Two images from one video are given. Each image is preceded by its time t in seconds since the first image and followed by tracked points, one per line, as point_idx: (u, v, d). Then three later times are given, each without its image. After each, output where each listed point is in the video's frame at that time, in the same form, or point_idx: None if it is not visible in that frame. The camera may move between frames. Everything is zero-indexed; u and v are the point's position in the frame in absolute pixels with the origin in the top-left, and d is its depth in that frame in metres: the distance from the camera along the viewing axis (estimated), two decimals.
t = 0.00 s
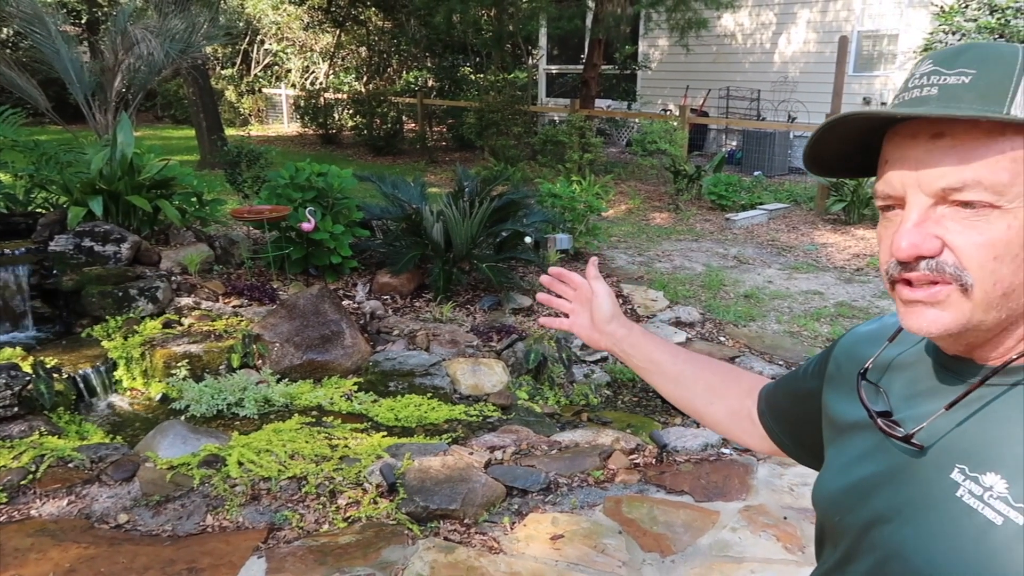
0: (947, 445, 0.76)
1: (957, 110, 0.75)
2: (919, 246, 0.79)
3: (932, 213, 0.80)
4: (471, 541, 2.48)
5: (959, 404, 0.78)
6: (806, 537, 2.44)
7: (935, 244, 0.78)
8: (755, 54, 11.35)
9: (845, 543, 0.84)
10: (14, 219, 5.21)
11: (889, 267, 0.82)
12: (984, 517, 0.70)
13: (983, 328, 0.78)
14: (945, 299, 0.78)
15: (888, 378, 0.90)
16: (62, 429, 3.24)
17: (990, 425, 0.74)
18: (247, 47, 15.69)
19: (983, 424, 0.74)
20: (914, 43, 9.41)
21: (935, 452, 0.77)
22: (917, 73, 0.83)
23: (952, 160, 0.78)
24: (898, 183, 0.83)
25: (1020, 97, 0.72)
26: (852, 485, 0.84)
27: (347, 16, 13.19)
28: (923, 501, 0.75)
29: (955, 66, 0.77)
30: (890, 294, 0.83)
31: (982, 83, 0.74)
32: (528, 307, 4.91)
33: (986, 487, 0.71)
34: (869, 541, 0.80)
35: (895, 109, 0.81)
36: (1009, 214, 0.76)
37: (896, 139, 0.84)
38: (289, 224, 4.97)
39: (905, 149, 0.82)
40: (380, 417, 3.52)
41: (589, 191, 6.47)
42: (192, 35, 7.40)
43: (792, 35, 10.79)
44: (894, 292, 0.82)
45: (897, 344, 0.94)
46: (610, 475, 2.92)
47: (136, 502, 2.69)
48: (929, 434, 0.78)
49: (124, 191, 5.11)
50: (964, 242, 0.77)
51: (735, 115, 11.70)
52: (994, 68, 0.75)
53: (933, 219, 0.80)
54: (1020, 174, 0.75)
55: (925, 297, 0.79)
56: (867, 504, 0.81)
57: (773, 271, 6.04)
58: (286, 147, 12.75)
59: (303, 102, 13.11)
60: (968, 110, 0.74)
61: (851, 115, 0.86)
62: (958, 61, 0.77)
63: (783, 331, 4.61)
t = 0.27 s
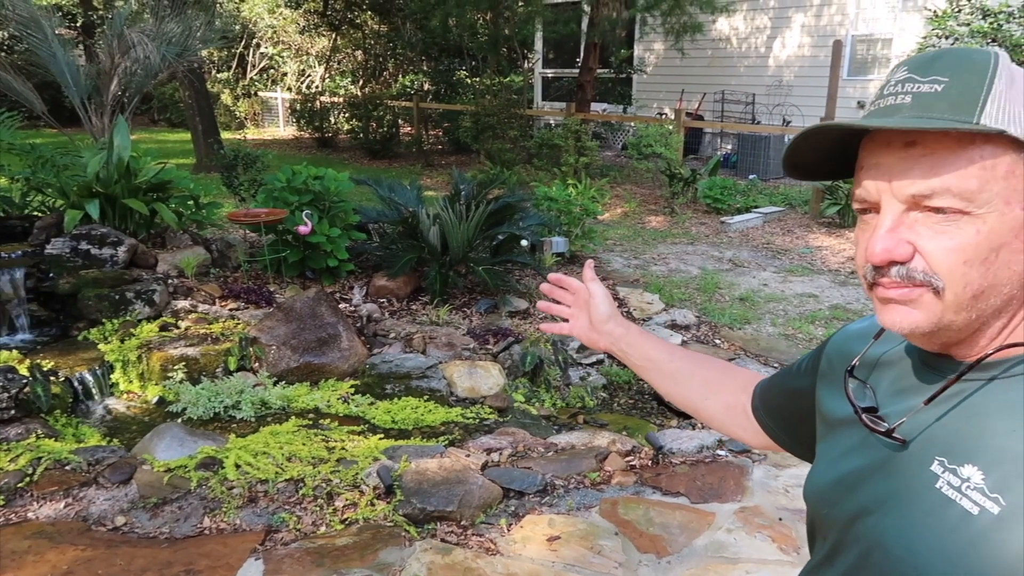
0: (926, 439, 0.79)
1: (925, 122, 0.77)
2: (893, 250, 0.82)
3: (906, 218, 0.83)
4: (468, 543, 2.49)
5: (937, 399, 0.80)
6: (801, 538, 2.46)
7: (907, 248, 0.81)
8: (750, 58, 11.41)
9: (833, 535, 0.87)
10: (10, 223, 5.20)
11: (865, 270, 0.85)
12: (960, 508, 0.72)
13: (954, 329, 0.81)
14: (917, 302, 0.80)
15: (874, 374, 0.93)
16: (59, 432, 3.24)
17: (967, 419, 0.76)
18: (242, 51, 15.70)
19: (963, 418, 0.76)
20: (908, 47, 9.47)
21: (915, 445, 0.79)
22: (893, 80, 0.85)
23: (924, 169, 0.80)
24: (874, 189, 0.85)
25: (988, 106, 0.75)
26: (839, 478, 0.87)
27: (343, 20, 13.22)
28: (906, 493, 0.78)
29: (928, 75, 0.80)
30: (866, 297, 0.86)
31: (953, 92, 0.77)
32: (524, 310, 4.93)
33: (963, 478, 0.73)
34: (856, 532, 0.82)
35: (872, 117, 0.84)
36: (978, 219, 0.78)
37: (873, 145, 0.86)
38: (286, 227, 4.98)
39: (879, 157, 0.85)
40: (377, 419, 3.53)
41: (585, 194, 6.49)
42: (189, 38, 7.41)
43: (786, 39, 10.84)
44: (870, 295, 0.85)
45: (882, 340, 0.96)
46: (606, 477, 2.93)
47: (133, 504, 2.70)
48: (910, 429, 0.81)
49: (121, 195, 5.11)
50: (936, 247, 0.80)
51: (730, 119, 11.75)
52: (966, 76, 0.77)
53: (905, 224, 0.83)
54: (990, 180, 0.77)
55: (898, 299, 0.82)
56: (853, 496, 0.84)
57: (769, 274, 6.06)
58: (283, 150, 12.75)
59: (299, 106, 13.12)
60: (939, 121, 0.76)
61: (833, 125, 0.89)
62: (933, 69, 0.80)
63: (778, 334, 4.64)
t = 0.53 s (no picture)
0: (914, 436, 0.83)
1: (904, 131, 0.81)
2: (876, 255, 0.86)
3: (890, 224, 0.87)
4: (467, 542, 2.50)
5: (924, 396, 0.84)
6: (798, 536, 2.47)
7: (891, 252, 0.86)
8: (747, 60, 11.44)
9: (830, 527, 0.91)
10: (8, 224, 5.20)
11: (852, 273, 0.90)
12: (947, 502, 0.77)
13: (937, 328, 0.85)
14: (903, 304, 0.85)
15: (863, 372, 0.97)
16: (58, 433, 3.24)
17: (953, 416, 0.80)
18: (239, 52, 15.69)
19: (950, 416, 0.80)
20: (903, 49, 9.51)
21: (904, 443, 0.84)
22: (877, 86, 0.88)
23: (907, 175, 0.84)
24: (858, 197, 0.89)
25: (968, 113, 0.79)
26: (833, 474, 0.91)
27: (340, 22, 13.21)
28: (896, 489, 0.82)
29: (911, 81, 0.83)
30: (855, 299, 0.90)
31: (933, 100, 0.80)
32: (522, 311, 4.94)
33: (950, 472, 0.78)
34: (851, 526, 0.87)
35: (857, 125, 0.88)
36: (959, 224, 0.82)
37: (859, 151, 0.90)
38: (284, 228, 4.99)
39: (863, 163, 0.88)
40: (376, 420, 3.53)
41: (582, 195, 6.50)
42: (186, 40, 7.40)
43: (783, 41, 10.87)
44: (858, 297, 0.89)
45: (872, 338, 1.00)
46: (605, 476, 2.95)
47: (133, 505, 2.70)
48: (898, 426, 0.85)
49: (119, 196, 5.12)
50: (918, 251, 0.84)
51: (726, 121, 11.77)
52: (949, 82, 0.80)
53: (888, 229, 0.87)
54: (968, 186, 0.81)
55: (884, 301, 0.86)
56: (847, 492, 0.88)
57: (765, 275, 6.08)
58: (280, 152, 12.75)
59: (296, 107, 13.11)
60: (919, 129, 0.80)
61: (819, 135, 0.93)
62: (916, 75, 0.83)
63: (774, 334, 4.65)
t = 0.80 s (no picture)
0: (918, 426, 0.81)
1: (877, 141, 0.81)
2: (847, 242, 0.86)
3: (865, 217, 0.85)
4: (499, 542, 2.53)
5: (928, 389, 0.82)
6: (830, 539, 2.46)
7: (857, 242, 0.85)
8: (778, 60, 11.33)
9: (832, 513, 0.89)
10: (53, 230, 5.37)
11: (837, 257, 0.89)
12: (941, 493, 0.74)
13: (902, 329, 0.83)
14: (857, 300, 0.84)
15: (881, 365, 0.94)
16: (101, 433, 3.35)
17: (959, 407, 0.77)
18: (272, 59, 15.97)
19: (956, 407, 0.77)
20: (939, 47, 9.35)
21: (907, 431, 0.81)
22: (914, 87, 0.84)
23: (880, 180, 0.82)
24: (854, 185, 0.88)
25: (940, 137, 0.75)
26: (839, 461, 0.89)
27: (370, 27, 13.37)
28: (893, 477, 0.80)
29: (930, 88, 0.79)
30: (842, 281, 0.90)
31: (923, 114, 0.78)
32: (552, 313, 4.96)
33: (948, 464, 0.75)
34: (851, 511, 0.85)
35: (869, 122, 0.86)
36: (914, 239, 0.79)
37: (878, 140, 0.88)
38: (317, 232, 5.07)
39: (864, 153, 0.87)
40: (408, 421, 3.59)
41: (612, 197, 6.50)
42: (221, 49, 7.57)
43: (815, 40, 10.74)
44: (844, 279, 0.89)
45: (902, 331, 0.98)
46: (635, 478, 2.96)
47: (173, 503, 2.78)
48: (903, 415, 0.83)
49: (157, 202, 5.25)
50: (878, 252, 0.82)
51: (757, 121, 11.67)
52: (953, 99, 0.76)
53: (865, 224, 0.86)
54: (929, 208, 0.78)
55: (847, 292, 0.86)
56: (850, 479, 0.86)
57: (798, 277, 6.02)
58: (312, 156, 12.95)
59: (328, 113, 13.30)
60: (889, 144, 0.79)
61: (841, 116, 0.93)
62: (934, 85, 0.79)
63: (807, 337, 4.61)
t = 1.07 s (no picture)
0: (931, 432, 0.80)
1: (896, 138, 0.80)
2: (861, 244, 0.84)
3: (878, 219, 0.84)
4: (507, 542, 2.53)
5: (939, 396, 0.82)
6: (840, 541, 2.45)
7: (871, 244, 0.84)
8: (789, 61, 11.28)
9: (839, 515, 0.89)
10: (66, 231, 5.42)
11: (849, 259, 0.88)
12: (953, 502, 0.74)
13: (914, 331, 0.82)
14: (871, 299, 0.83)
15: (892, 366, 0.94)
16: (113, 432, 3.38)
17: (974, 416, 0.77)
18: (283, 61, 16.05)
19: (972, 415, 0.77)
20: (952, 47, 9.29)
21: (920, 437, 0.81)
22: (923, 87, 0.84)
23: (896, 178, 0.81)
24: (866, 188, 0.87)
25: (959, 132, 0.75)
26: (849, 463, 0.89)
27: (381, 29, 13.39)
28: (904, 482, 0.80)
29: (942, 88, 0.79)
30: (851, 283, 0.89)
31: (941, 110, 0.77)
32: (561, 314, 4.96)
33: (961, 473, 0.75)
34: (859, 514, 0.84)
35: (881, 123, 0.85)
36: (930, 236, 0.78)
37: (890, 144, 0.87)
38: (328, 233, 5.10)
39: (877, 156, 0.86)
40: (417, 422, 3.59)
41: (621, 198, 6.49)
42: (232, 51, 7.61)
43: (826, 41, 10.68)
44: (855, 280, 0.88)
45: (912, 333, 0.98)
46: (643, 479, 2.95)
47: (184, 502, 2.80)
48: (915, 421, 0.83)
49: (169, 204, 5.29)
50: (894, 251, 0.81)
51: (768, 122, 11.62)
52: (966, 97, 0.76)
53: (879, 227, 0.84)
54: (946, 204, 0.77)
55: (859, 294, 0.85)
56: (859, 482, 0.86)
57: (808, 278, 6.00)
58: (323, 158, 13.00)
59: (339, 114, 13.35)
60: (907, 141, 0.79)
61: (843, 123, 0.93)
62: (948, 84, 0.79)
63: (817, 338, 4.59)
